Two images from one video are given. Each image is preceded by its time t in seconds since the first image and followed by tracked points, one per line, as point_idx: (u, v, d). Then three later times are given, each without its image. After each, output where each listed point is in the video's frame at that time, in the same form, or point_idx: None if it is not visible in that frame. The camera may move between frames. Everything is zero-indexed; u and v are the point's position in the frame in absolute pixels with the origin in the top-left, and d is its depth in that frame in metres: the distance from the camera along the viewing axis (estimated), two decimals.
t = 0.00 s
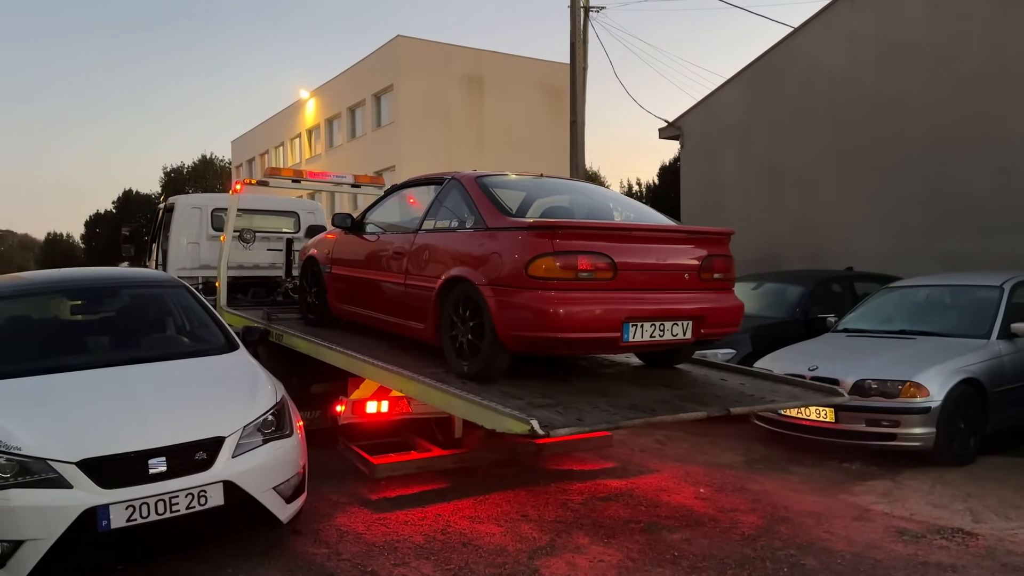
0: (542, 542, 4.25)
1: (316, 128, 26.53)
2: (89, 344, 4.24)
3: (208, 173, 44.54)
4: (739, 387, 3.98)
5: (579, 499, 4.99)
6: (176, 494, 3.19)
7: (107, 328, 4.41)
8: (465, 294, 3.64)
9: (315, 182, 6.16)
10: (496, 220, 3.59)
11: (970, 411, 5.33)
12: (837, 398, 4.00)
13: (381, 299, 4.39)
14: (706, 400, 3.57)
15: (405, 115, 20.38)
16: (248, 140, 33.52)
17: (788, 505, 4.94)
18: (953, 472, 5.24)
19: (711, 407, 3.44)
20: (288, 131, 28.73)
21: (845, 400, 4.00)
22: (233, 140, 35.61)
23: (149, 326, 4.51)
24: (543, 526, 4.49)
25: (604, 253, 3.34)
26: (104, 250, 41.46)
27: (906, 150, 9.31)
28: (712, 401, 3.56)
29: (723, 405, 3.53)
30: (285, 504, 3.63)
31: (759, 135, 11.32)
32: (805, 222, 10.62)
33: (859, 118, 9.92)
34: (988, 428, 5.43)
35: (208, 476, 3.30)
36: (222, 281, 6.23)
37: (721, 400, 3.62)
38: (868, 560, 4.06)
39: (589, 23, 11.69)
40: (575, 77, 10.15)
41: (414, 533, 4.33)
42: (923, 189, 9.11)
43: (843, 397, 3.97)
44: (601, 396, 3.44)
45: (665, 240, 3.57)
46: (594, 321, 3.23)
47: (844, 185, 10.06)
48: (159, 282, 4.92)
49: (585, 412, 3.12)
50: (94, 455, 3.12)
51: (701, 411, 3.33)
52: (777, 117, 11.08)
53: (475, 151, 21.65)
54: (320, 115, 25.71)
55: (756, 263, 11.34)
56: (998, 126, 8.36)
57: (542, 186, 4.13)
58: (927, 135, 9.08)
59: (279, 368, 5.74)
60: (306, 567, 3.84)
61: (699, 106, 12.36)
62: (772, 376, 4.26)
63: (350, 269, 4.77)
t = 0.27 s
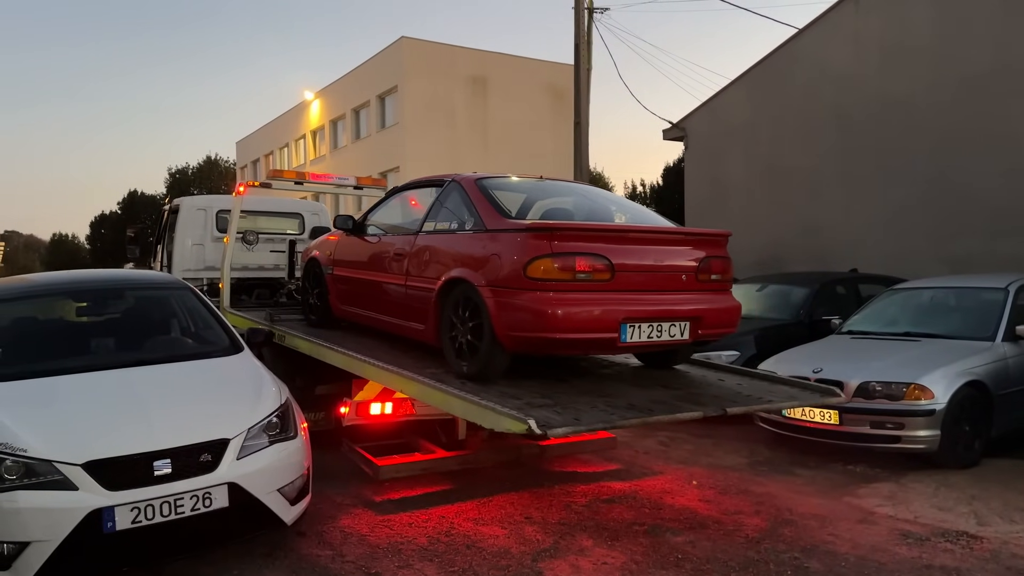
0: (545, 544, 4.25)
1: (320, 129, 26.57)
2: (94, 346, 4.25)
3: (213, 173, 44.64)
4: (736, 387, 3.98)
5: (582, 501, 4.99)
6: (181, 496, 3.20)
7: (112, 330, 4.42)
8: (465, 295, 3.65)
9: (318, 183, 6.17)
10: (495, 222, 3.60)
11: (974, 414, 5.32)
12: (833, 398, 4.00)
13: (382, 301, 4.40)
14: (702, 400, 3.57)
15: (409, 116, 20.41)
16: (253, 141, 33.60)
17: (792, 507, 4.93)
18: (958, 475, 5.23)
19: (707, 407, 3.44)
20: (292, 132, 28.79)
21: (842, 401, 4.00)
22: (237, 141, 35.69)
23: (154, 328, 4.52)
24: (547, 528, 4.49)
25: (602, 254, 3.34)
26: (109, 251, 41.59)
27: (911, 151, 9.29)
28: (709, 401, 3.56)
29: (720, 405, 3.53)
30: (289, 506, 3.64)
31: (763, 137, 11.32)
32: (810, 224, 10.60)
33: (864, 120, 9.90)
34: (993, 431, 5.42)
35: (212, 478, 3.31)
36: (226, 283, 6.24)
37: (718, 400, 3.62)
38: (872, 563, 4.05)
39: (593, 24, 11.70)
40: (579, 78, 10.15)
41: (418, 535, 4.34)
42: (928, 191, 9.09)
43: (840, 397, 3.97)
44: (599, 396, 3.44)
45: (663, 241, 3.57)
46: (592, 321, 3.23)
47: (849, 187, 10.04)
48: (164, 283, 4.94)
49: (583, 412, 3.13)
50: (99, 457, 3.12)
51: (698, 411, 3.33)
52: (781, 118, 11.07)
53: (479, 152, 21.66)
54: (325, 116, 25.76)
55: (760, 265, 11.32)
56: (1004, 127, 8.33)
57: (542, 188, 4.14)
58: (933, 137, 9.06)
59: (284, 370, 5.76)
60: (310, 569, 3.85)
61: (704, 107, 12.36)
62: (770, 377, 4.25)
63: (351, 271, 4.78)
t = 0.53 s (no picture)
0: (548, 545, 4.25)
1: (324, 129, 26.62)
2: (98, 347, 4.26)
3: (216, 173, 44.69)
4: (734, 387, 3.97)
5: (585, 502, 4.98)
6: (185, 496, 3.20)
7: (116, 331, 4.43)
8: (464, 295, 3.65)
9: (319, 185, 6.18)
10: (494, 222, 3.61)
11: (978, 415, 5.30)
12: (829, 397, 3.99)
13: (382, 301, 4.40)
14: (699, 399, 3.57)
15: (413, 116, 20.44)
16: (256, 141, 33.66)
17: (795, 509, 4.92)
18: (962, 477, 5.21)
19: (704, 406, 3.44)
20: (296, 133, 28.84)
21: (837, 400, 3.99)
22: (241, 142, 35.73)
23: (158, 330, 4.53)
24: (550, 529, 4.49)
25: (599, 254, 3.34)
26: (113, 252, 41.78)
27: (916, 152, 9.27)
28: (706, 400, 3.56)
29: (716, 404, 3.53)
30: (293, 506, 3.64)
31: (767, 137, 11.31)
32: (814, 225, 10.58)
33: (867, 120, 9.89)
34: (997, 432, 5.40)
35: (216, 479, 3.31)
36: (228, 283, 6.25)
37: (715, 399, 3.62)
38: (876, 565, 4.04)
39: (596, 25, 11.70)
40: (582, 79, 10.15)
41: (421, 536, 4.34)
42: (933, 191, 9.07)
43: (836, 396, 3.96)
44: (597, 395, 3.43)
45: (660, 241, 3.57)
46: (590, 321, 3.23)
47: (853, 187, 10.02)
48: (168, 284, 4.95)
49: (580, 411, 3.13)
50: (104, 457, 3.13)
51: (694, 410, 3.33)
52: (785, 119, 11.05)
53: (482, 152, 21.68)
54: (328, 116, 25.80)
55: (764, 266, 11.30)
56: (1008, 128, 8.31)
57: (542, 189, 4.14)
58: (937, 137, 9.04)
59: (287, 370, 5.77)
60: (314, 569, 3.85)
61: (707, 107, 12.36)
62: (768, 377, 4.25)
63: (352, 271, 4.79)
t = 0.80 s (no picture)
0: (550, 544, 4.25)
1: (326, 128, 26.65)
2: (101, 346, 4.27)
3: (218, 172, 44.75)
4: (729, 384, 3.97)
5: (587, 501, 4.98)
6: (187, 495, 3.21)
7: (119, 330, 4.44)
8: (462, 293, 3.66)
9: (321, 183, 6.18)
10: (492, 221, 3.61)
11: (981, 414, 5.29)
12: (825, 394, 3.99)
13: (381, 299, 4.41)
14: (694, 395, 3.57)
15: (416, 115, 20.47)
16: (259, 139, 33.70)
17: (798, 508, 4.91)
18: (964, 476, 5.20)
19: (699, 403, 3.44)
20: (299, 131, 28.88)
21: (833, 397, 3.99)
22: (244, 140, 35.77)
23: (161, 329, 4.54)
24: (552, 528, 4.49)
25: (596, 253, 3.34)
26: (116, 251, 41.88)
27: (919, 151, 9.25)
28: (701, 397, 3.56)
29: (711, 400, 3.52)
30: (296, 505, 3.65)
31: (770, 136, 11.30)
32: (816, 224, 10.56)
33: (870, 119, 9.87)
34: (1000, 431, 5.39)
35: (219, 478, 3.32)
36: (229, 282, 6.26)
37: (710, 395, 3.62)
38: (878, 564, 4.03)
39: (599, 24, 11.70)
40: (585, 77, 10.15)
41: (423, 535, 4.34)
42: (936, 190, 9.05)
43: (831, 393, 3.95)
44: (595, 392, 3.43)
45: (657, 240, 3.57)
46: (587, 319, 3.23)
47: (856, 186, 10.00)
48: (171, 283, 4.96)
49: (577, 407, 3.14)
50: (107, 456, 3.14)
51: (690, 407, 3.33)
52: (788, 118, 11.04)
53: (485, 151, 21.69)
54: (331, 115, 25.81)
55: (767, 265, 11.28)
56: (1011, 126, 8.29)
57: (540, 188, 4.14)
58: (940, 136, 9.03)
59: (289, 369, 5.77)
60: (316, 568, 3.86)
61: (710, 106, 12.36)
62: (765, 374, 4.25)
63: (352, 270, 4.79)
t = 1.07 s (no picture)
0: (551, 543, 4.26)
1: (327, 125, 26.68)
2: (102, 345, 4.29)
3: (219, 170, 44.80)
4: (723, 380, 3.98)
5: (588, 500, 4.99)
6: (189, 494, 3.23)
7: (121, 329, 4.46)
8: (459, 291, 3.67)
9: (320, 182, 6.19)
10: (488, 219, 3.63)
11: (981, 413, 5.29)
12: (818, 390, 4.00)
13: (379, 298, 4.43)
14: (688, 392, 3.58)
15: (416, 112, 20.49)
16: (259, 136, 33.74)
17: (798, 507, 4.91)
18: (964, 475, 5.20)
19: (693, 399, 3.45)
20: (299, 128, 28.91)
21: (826, 394, 4.00)
22: (244, 138, 35.78)
23: (162, 327, 4.56)
24: (553, 527, 4.50)
25: (591, 251, 3.35)
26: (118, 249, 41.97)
27: (920, 149, 9.24)
28: (695, 393, 3.57)
29: (705, 397, 3.53)
30: (297, 504, 3.66)
31: (770, 134, 11.30)
32: (817, 222, 10.56)
33: (871, 117, 9.87)
34: (1000, 430, 5.39)
35: (220, 477, 3.33)
36: (228, 280, 6.28)
37: (703, 392, 3.63)
38: (878, 563, 4.04)
39: (599, 23, 11.69)
40: (585, 75, 10.15)
41: (424, 533, 4.35)
42: (936, 189, 9.04)
43: (825, 389, 3.96)
44: (590, 389, 3.44)
45: (652, 238, 3.58)
46: (581, 316, 3.25)
47: (856, 184, 10.00)
48: (172, 282, 4.98)
49: (572, 404, 3.15)
50: (108, 456, 3.16)
51: (683, 403, 3.34)
52: (789, 116, 11.03)
53: (485, 148, 21.70)
54: (331, 112, 25.84)
55: (767, 263, 11.28)
56: (1012, 125, 8.28)
57: (537, 186, 4.15)
58: (941, 135, 9.02)
59: (290, 367, 5.79)
60: (317, 567, 3.87)
61: (710, 104, 12.36)
62: (759, 371, 4.26)
63: (350, 269, 4.81)
